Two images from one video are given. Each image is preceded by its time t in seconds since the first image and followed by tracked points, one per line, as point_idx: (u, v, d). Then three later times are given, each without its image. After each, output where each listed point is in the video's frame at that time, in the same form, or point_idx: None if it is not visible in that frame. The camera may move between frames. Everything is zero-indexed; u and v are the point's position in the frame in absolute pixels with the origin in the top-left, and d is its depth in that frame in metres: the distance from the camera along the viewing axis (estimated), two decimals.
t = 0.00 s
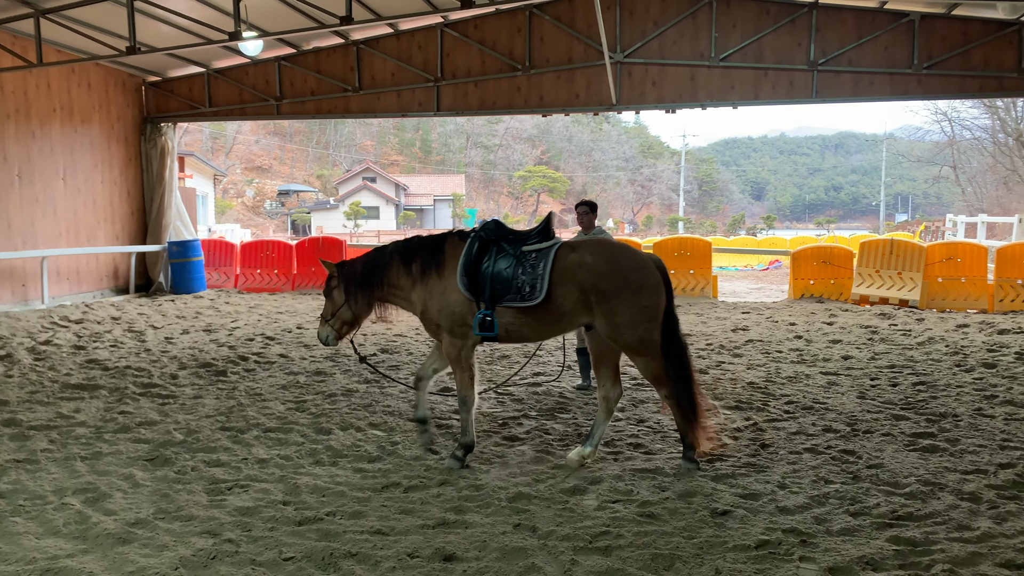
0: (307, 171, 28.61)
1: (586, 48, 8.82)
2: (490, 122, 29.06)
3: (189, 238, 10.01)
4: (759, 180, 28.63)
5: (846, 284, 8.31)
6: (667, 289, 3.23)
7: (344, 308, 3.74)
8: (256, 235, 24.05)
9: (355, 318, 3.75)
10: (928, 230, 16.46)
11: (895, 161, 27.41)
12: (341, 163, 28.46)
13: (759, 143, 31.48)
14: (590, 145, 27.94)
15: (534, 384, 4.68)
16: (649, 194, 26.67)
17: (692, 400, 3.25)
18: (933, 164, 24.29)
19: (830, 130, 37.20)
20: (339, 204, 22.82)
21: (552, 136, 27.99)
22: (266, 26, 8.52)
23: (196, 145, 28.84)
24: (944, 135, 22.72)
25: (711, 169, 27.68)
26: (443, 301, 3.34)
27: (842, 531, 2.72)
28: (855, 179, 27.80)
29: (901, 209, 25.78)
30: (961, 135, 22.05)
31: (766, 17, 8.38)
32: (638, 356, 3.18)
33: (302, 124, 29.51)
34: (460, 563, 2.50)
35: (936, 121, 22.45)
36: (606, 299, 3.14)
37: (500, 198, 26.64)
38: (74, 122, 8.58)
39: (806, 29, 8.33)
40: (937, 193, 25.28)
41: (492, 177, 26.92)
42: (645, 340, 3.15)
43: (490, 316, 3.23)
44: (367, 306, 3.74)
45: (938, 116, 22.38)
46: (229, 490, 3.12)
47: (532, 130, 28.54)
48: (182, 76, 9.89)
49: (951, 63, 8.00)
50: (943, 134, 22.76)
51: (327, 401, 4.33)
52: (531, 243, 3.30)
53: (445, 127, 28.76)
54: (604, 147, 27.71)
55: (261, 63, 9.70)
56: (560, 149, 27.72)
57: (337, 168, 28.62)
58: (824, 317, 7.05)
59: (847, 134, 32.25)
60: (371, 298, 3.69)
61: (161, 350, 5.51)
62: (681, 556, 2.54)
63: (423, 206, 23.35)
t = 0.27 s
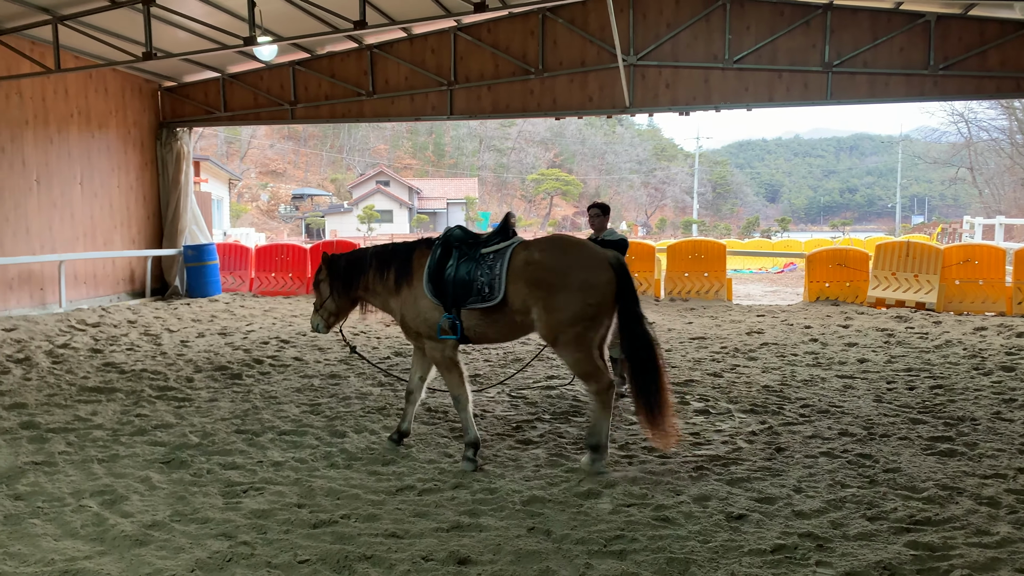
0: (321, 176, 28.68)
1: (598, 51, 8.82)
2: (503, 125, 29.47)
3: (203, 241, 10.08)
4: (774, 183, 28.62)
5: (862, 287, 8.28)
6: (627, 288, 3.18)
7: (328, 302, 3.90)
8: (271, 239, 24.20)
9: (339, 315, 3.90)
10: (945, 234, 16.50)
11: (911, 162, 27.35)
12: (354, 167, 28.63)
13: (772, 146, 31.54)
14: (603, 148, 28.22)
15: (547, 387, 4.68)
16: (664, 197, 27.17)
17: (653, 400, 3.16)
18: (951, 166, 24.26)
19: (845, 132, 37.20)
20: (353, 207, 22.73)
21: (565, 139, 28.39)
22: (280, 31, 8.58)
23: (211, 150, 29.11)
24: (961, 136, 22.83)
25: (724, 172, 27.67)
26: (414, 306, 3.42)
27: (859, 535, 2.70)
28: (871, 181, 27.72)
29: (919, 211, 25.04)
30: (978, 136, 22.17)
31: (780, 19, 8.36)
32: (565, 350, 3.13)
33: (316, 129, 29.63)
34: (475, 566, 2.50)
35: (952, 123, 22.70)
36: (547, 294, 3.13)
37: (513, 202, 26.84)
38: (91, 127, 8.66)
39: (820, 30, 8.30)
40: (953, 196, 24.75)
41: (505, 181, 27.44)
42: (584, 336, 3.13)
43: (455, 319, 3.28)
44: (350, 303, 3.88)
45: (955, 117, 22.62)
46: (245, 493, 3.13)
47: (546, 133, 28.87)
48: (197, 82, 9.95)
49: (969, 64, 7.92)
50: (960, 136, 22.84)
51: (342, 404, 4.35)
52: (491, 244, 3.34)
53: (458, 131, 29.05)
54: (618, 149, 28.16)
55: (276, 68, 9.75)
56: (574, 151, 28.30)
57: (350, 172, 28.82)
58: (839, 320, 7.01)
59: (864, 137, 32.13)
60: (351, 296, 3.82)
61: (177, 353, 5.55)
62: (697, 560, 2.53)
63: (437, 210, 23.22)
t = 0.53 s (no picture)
0: (330, 178, 28.74)
1: (607, 52, 8.82)
2: (512, 127, 29.60)
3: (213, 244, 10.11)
4: (784, 184, 28.54)
5: (873, 288, 8.23)
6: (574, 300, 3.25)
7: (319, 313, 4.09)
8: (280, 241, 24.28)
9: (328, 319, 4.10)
10: (956, 235, 16.45)
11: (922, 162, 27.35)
12: (363, 169, 28.73)
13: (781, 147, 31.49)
14: (611, 150, 28.31)
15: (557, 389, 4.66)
16: (672, 198, 27.24)
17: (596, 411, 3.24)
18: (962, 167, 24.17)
19: (856, 133, 37.12)
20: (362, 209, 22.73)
21: (574, 141, 28.50)
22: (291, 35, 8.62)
23: (220, 152, 29.25)
24: (972, 137, 22.57)
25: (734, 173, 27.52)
26: (382, 306, 3.61)
27: (871, 539, 2.69)
28: (881, 182, 27.62)
29: (931, 211, 25.11)
30: (989, 137, 22.02)
31: (789, 20, 8.34)
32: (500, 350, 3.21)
33: (325, 132, 29.72)
34: (484, 568, 2.50)
35: (964, 123, 22.38)
36: (493, 300, 3.24)
37: (520, 203, 26.86)
38: (102, 131, 8.71)
39: (830, 31, 8.28)
40: (964, 197, 24.85)
41: (514, 182, 27.45)
42: (521, 341, 3.21)
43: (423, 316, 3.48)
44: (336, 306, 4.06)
45: (966, 117, 22.34)
46: (255, 494, 3.14)
47: (554, 135, 28.97)
48: (208, 85, 10.00)
49: (980, 64, 7.88)
50: (971, 136, 22.59)
51: (351, 406, 4.36)
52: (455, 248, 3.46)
53: (466, 133, 29.18)
54: (626, 151, 28.21)
55: (285, 71, 9.79)
56: (582, 154, 28.25)
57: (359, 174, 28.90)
58: (850, 322, 6.97)
59: (874, 138, 31.98)
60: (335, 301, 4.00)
61: (188, 356, 5.57)
62: (707, 563, 2.52)
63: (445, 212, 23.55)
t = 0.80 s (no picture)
0: (335, 179, 28.80)
1: (612, 53, 8.82)
2: (517, 127, 29.67)
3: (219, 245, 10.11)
4: (789, 184, 28.58)
5: (879, 289, 8.20)
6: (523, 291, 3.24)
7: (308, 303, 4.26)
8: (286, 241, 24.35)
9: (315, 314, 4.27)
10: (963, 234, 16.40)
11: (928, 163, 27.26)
12: (369, 170, 28.81)
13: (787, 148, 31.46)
14: (616, 151, 28.37)
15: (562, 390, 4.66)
16: (677, 199, 27.25)
17: (530, 404, 3.22)
18: (968, 167, 24.08)
19: (862, 133, 37.11)
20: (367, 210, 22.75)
21: (580, 142, 28.53)
22: (296, 36, 8.64)
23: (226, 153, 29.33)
24: (979, 137, 22.32)
25: (739, 173, 27.52)
26: (351, 298, 3.77)
27: (877, 540, 2.68)
28: (887, 182, 27.58)
29: (937, 212, 25.04)
30: (996, 137, 21.73)
31: (795, 20, 8.32)
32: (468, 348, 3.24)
33: (331, 133, 29.78)
34: (489, 569, 2.51)
35: (970, 123, 22.14)
36: (447, 294, 3.29)
37: (526, 204, 27.17)
38: (109, 132, 8.74)
39: (836, 31, 8.26)
40: (971, 197, 24.70)
41: (519, 182, 27.71)
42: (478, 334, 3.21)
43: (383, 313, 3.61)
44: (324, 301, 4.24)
45: (972, 118, 22.10)
46: (260, 495, 3.15)
47: (559, 135, 29.05)
48: (214, 86, 10.03)
49: (986, 64, 7.86)
50: (977, 136, 22.33)
51: (357, 407, 4.37)
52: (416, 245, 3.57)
53: (472, 134, 29.26)
54: (631, 152, 28.24)
55: (291, 72, 9.81)
56: (587, 154, 28.52)
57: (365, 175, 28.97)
58: (855, 323, 6.96)
59: (880, 138, 31.93)
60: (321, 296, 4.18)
61: (194, 356, 5.58)
62: (712, 564, 2.51)
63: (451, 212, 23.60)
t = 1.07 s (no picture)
0: (339, 178, 28.80)
1: (616, 53, 8.81)
2: (520, 127, 29.72)
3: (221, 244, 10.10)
4: (793, 185, 28.59)
5: (882, 290, 8.18)
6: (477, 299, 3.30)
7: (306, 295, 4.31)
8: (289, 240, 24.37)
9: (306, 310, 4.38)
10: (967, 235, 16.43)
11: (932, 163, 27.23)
12: (372, 170, 28.86)
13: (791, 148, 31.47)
14: (620, 151, 28.38)
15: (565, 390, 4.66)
16: (681, 199, 27.35)
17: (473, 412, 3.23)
18: (972, 168, 24.08)
19: (865, 134, 37.11)
20: (371, 210, 22.76)
21: (583, 142, 28.61)
22: (300, 36, 8.65)
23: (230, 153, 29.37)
24: (983, 138, 22.35)
25: (741, 174, 27.82)
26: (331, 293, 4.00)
27: (880, 541, 2.68)
28: (891, 183, 27.55)
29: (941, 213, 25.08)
30: (1000, 137, 21.67)
31: (799, 20, 8.32)
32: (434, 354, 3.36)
33: (335, 132, 29.80)
34: (492, 569, 2.51)
35: (975, 123, 22.12)
36: (408, 298, 3.44)
37: (530, 204, 27.24)
38: (112, 132, 8.75)
39: (840, 31, 8.25)
40: (975, 197, 24.72)
41: (523, 182, 27.81)
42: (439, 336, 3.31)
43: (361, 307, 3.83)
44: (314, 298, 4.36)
45: (977, 118, 22.10)
46: (263, 494, 3.15)
47: (562, 135, 29.13)
48: (218, 86, 10.04)
49: (991, 65, 7.85)
50: (982, 137, 22.38)
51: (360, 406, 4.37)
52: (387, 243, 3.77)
53: (475, 133, 29.32)
54: (635, 152, 28.25)
55: (295, 72, 9.82)
56: (591, 154, 28.56)
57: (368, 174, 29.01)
58: (859, 324, 6.95)
59: (883, 138, 31.92)
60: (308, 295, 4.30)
61: (197, 355, 5.59)
62: (715, 564, 2.51)
63: (454, 212, 23.62)
